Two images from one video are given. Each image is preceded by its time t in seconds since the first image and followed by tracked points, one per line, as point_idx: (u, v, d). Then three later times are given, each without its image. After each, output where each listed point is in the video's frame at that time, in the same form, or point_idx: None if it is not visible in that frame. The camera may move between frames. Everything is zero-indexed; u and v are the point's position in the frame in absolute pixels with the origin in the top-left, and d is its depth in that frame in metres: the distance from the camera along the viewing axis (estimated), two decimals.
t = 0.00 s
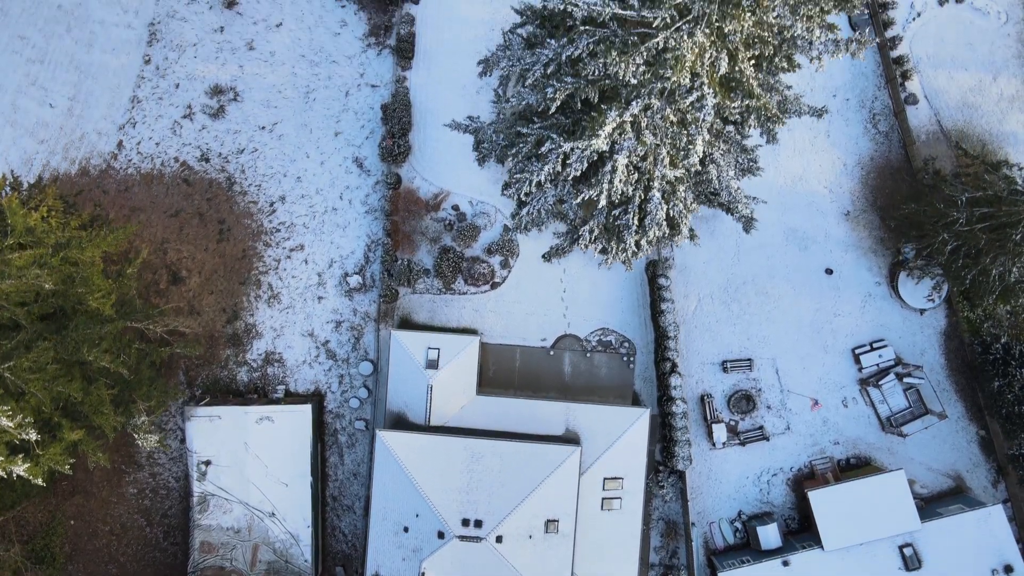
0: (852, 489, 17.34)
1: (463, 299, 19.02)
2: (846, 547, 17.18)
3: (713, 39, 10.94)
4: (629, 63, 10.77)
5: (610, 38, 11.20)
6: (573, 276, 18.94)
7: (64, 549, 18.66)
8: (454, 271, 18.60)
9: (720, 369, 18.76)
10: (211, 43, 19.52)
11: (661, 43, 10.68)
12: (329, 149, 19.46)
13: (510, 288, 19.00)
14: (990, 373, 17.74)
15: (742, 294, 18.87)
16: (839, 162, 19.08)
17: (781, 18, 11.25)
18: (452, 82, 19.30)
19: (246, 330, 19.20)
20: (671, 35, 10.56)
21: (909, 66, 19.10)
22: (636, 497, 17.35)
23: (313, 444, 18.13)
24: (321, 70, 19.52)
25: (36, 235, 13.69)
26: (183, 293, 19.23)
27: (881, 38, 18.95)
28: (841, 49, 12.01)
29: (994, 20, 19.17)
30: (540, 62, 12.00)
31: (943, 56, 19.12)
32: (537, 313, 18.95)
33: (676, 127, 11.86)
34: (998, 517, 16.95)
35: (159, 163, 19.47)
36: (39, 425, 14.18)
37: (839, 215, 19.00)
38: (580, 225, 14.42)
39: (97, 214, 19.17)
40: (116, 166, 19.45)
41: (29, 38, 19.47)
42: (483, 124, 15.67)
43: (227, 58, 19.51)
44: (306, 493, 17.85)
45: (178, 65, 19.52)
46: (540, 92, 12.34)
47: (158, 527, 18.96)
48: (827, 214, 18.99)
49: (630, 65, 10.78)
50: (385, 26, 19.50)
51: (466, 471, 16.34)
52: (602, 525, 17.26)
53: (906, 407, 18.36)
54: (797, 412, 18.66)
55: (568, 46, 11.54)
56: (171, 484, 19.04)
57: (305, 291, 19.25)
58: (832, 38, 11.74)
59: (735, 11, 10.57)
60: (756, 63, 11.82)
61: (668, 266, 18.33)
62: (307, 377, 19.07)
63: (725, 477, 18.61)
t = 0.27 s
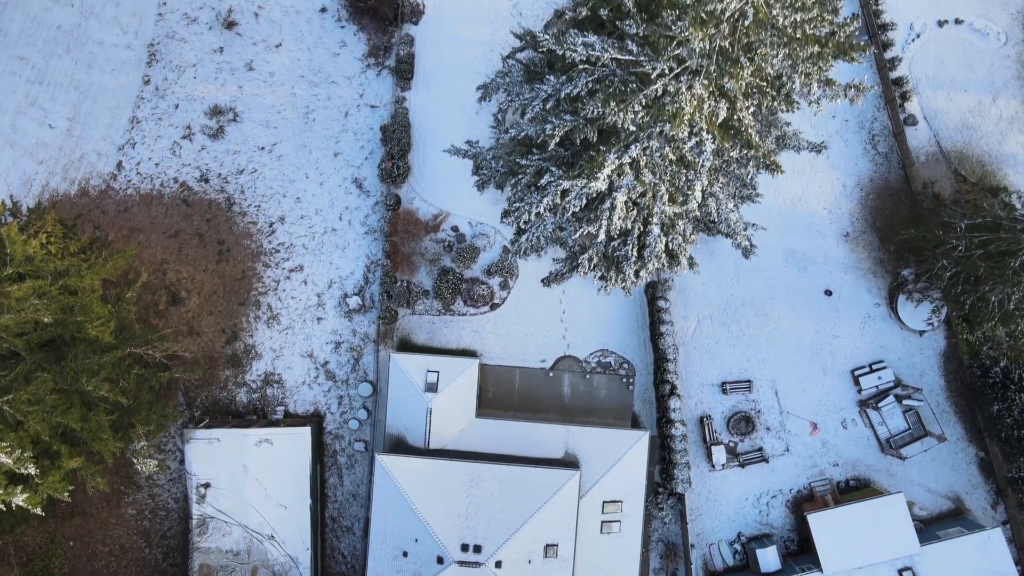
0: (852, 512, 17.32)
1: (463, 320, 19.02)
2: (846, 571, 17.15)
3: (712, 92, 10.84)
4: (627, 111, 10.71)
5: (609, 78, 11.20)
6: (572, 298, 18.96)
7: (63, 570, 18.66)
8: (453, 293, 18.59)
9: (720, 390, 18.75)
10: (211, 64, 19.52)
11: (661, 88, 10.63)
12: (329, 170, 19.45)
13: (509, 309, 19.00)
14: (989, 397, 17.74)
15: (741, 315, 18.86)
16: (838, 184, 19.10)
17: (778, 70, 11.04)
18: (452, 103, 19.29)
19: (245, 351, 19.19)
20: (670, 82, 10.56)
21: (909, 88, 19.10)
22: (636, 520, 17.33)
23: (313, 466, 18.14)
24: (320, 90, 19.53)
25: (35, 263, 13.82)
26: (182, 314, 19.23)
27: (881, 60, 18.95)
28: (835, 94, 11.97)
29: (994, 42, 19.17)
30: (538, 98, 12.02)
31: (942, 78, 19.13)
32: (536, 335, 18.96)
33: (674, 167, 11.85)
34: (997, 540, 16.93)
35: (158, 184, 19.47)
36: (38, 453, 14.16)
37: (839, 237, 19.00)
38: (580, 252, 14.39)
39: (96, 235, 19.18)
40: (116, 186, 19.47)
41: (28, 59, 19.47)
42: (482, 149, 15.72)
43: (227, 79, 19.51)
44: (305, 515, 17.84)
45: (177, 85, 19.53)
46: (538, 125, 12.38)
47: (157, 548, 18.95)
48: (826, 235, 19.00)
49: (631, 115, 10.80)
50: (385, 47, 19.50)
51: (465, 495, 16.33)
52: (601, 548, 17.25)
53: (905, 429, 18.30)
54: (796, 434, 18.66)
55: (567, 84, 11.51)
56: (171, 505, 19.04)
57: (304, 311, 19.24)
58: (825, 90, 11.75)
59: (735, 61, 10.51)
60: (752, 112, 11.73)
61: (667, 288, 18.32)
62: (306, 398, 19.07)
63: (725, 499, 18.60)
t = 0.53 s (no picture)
0: (852, 536, 17.28)
1: (462, 342, 19.03)
2: None
3: (716, 141, 11.02)
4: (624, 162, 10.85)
5: (609, 119, 11.26)
6: (571, 320, 18.96)
7: None
8: (452, 315, 18.60)
9: (719, 412, 18.75)
10: (210, 85, 19.52)
11: (661, 136, 10.70)
12: (328, 191, 19.45)
13: (509, 330, 19.01)
14: (988, 422, 17.89)
15: (741, 336, 18.86)
16: (837, 205, 19.11)
17: (776, 123, 11.45)
18: (451, 124, 19.30)
19: (244, 372, 19.19)
20: (668, 130, 10.61)
21: (908, 109, 19.13)
22: (635, 543, 17.32)
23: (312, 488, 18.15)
24: (320, 111, 19.53)
25: (34, 292, 13.89)
26: (182, 335, 19.23)
27: (880, 81, 18.96)
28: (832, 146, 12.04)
29: (993, 63, 19.19)
30: (536, 135, 12.09)
31: (942, 99, 19.16)
32: (535, 356, 18.96)
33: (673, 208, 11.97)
34: (997, 564, 16.91)
35: (158, 205, 19.47)
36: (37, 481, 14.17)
37: (838, 258, 19.01)
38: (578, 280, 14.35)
39: (96, 257, 19.20)
40: (115, 207, 19.46)
41: (27, 80, 19.46)
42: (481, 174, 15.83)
43: (226, 99, 19.51)
44: (304, 537, 17.85)
45: (176, 106, 19.53)
46: (538, 159, 12.47)
47: (156, 570, 18.94)
48: (826, 256, 19.01)
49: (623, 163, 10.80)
50: (384, 68, 19.51)
51: (464, 520, 16.34)
52: (600, 571, 17.25)
53: (904, 451, 18.09)
54: (795, 456, 18.66)
55: (566, 123, 11.53)
56: (170, 527, 19.03)
57: (304, 332, 19.25)
58: (830, 142, 11.90)
59: (735, 115, 10.88)
60: (750, 160, 12.26)
61: (667, 310, 18.33)
62: (305, 419, 19.07)
63: (724, 520, 18.60)
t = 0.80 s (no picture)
0: (852, 556, 17.25)
1: (461, 360, 19.05)
2: None
3: (711, 184, 11.09)
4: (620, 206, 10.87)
5: (607, 155, 11.34)
6: (571, 339, 18.97)
7: None
8: (451, 334, 18.61)
9: (718, 430, 18.75)
10: (210, 103, 19.53)
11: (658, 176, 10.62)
12: (327, 209, 19.46)
13: (508, 349, 19.03)
14: (988, 442, 17.73)
15: (740, 355, 18.86)
16: (836, 223, 19.15)
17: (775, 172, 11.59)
18: (451, 142, 19.32)
19: (244, 391, 19.19)
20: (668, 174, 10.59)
21: (907, 128, 19.16)
22: (634, 563, 17.32)
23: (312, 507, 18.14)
24: (319, 129, 19.54)
25: (34, 317, 13.86)
26: (181, 354, 19.23)
27: (880, 100, 18.96)
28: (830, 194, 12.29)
29: (992, 81, 19.18)
30: (534, 166, 12.12)
31: (941, 118, 19.17)
32: (534, 375, 18.97)
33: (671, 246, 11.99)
34: None
35: (157, 223, 19.48)
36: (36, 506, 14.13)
37: (837, 277, 19.02)
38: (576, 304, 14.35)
39: (95, 275, 19.20)
40: (115, 225, 19.47)
41: (27, 98, 19.46)
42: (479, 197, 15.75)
43: (226, 118, 19.52)
44: (304, 557, 17.85)
45: (176, 124, 19.53)
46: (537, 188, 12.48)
47: None
48: (825, 275, 19.02)
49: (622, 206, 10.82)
50: (384, 86, 19.51)
51: (463, 541, 16.34)
52: None
53: (904, 470, 18.20)
54: (794, 475, 18.66)
55: (564, 156, 11.49)
56: (169, 545, 19.02)
57: (303, 351, 19.25)
58: (834, 188, 12.14)
59: (733, 163, 10.95)
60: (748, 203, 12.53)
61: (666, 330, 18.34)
62: (305, 438, 19.08)
63: (723, 539, 18.60)
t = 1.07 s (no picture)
0: None
1: (460, 382, 19.04)
2: None
3: (713, 237, 11.58)
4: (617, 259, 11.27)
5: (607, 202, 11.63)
6: (570, 361, 18.96)
7: None
8: (450, 356, 18.62)
9: (717, 452, 18.74)
10: (209, 124, 19.53)
11: (652, 230, 11.11)
12: (326, 230, 19.46)
13: (507, 371, 19.02)
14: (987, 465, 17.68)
15: (739, 376, 18.85)
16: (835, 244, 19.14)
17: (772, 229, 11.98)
18: (450, 163, 19.34)
19: (243, 412, 19.18)
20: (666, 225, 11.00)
21: (906, 149, 19.17)
22: None
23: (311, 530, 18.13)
24: (318, 150, 19.54)
25: (33, 347, 13.79)
26: (181, 375, 19.24)
27: (879, 121, 18.98)
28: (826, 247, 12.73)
29: (991, 103, 19.17)
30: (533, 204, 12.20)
31: (940, 140, 19.18)
32: (533, 397, 18.97)
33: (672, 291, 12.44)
34: None
35: (156, 244, 19.47)
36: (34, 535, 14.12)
37: (836, 298, 19.03)
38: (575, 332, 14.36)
39: (94, 297, 19.19)
40: (114, 246, 19.47)
41: (26, 119, 19.47)
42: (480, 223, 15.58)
43: (225, 139, 19.52)
44: None
45: (176, 145, 19.53)
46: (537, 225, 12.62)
47: None
48: (824, 297, 19.04)
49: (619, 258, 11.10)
50: (383, 107, 19.51)
51: (462, 566, 16.33)
52: None
53: (903, 493, 18.16)
54: (794, 497, 18.65)
55: (564, 195, 11.59)
56: (168, 567, 19.00)
57: (303, 372, 19.24)
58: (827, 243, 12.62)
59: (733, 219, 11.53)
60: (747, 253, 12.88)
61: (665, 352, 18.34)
62: (304, 459, 19.07)
63: (723, 561, 18.61)
